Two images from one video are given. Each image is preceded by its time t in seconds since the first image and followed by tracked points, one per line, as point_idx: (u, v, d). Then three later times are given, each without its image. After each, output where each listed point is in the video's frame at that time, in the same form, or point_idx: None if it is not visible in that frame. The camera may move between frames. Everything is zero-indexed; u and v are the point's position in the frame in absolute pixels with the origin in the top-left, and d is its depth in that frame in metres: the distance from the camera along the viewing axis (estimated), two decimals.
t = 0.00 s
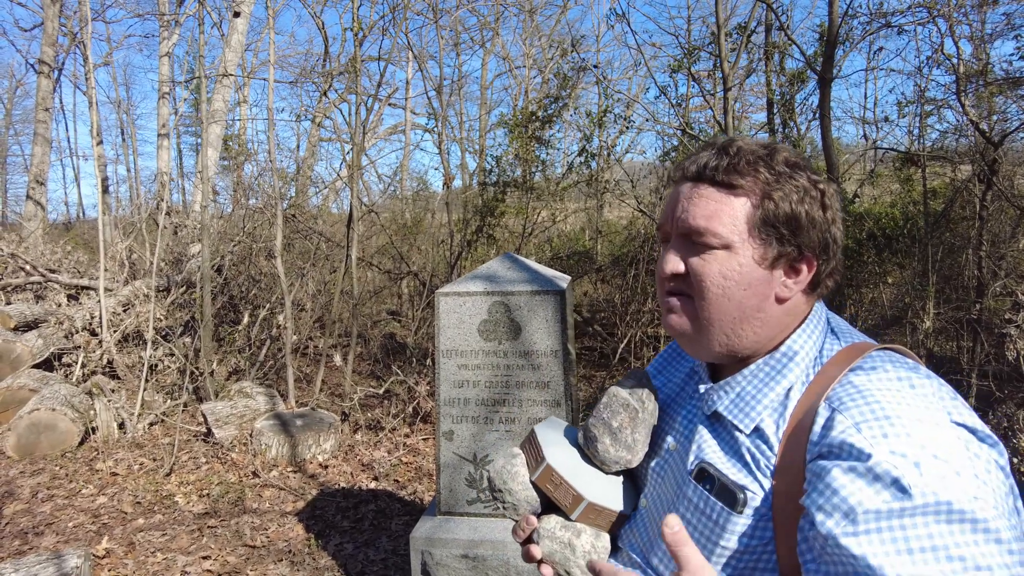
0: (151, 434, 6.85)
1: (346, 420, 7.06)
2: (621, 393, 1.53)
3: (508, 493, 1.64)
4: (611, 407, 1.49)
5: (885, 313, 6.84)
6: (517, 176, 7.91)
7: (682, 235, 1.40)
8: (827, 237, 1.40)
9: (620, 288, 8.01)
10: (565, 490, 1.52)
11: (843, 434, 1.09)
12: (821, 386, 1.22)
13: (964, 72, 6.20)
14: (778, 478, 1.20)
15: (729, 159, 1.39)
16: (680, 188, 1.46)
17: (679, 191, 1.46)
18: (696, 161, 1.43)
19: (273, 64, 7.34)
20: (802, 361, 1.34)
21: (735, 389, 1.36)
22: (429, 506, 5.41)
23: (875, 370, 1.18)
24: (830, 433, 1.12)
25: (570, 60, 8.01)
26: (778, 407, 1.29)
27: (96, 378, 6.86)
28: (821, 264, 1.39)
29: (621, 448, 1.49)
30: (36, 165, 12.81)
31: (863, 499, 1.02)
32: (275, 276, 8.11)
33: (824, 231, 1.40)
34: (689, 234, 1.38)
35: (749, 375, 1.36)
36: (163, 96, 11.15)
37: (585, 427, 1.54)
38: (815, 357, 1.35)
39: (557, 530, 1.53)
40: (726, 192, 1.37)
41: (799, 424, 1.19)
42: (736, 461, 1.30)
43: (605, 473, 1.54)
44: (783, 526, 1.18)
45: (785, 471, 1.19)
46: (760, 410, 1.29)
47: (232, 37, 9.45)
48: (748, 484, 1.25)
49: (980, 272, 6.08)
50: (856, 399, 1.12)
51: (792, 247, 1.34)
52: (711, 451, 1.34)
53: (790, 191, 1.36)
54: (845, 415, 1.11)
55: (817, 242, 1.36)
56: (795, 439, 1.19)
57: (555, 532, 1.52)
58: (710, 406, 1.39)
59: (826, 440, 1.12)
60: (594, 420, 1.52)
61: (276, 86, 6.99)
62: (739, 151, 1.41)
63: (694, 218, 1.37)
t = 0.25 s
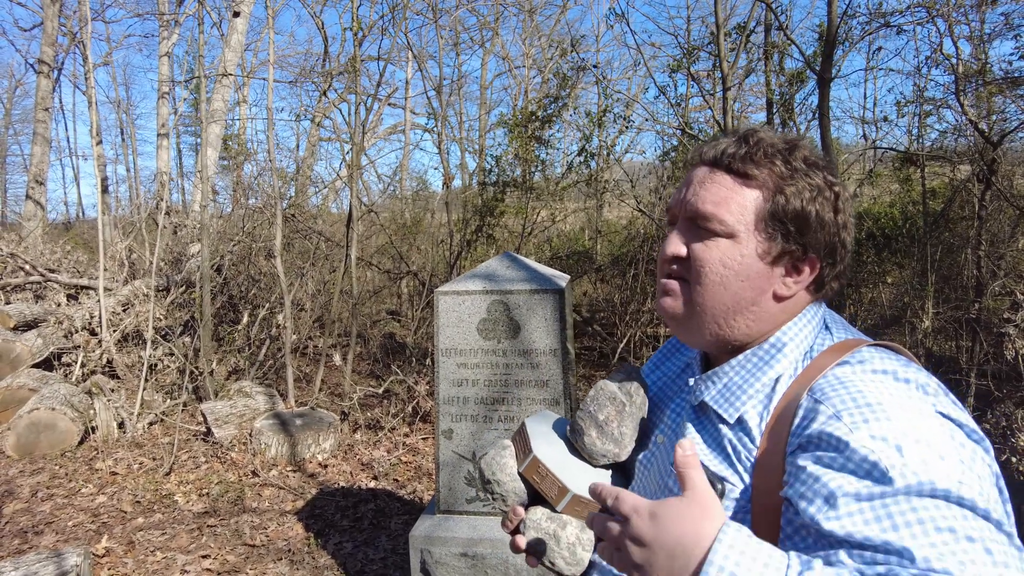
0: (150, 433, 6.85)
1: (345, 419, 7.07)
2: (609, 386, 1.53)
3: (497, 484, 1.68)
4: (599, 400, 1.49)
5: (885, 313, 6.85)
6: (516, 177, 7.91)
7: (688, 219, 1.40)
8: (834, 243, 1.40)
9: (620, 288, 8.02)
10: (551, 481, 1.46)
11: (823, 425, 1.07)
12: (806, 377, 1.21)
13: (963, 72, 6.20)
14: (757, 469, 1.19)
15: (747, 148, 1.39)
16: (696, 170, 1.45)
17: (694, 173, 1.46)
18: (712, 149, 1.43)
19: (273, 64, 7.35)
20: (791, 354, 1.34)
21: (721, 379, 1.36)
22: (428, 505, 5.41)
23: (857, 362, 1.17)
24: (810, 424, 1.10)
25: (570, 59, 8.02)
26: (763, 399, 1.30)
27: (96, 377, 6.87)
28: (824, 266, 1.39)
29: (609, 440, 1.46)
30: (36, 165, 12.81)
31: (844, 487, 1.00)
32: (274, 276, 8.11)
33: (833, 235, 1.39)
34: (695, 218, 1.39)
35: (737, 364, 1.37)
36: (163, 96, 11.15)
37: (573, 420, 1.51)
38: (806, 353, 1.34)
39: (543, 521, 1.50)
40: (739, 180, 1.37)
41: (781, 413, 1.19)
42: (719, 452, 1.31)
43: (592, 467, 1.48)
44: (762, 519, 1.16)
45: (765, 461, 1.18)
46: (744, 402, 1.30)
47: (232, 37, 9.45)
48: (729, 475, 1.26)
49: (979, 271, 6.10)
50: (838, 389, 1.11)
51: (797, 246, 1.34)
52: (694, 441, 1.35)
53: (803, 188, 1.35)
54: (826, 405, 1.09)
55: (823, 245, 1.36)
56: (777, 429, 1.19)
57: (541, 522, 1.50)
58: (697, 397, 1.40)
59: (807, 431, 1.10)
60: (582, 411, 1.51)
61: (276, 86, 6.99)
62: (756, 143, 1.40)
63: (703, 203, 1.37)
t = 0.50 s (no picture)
0: (150, 433, 6.84)
1: (345, 419, 7.07)
2: (606, 379, 1.47)
3: (495, 475, 1.63)
4: (595, 393, 1.43)
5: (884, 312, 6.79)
6: (516, 177, 7.91)
7: (682, 219, 1.40)
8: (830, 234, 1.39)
9: (619, 288, 8.03)
10: (548, 475, 1.42)
11: (816, 413, 1.06)
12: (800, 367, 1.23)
13: (963, 72, 6.21)
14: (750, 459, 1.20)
15: (737, 145, 1.38)
16: (687, 169, 1.45)
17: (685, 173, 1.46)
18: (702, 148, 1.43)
19: (273, 64, 7.35)
20: (786, 348, 1.35)
21: (719, 372, 1.40)
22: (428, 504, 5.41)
23: (846, 355, 1.17)
24: (803, 414, 1.09)
25: (570, 59, 8.03)
26: (757, 391, 1.32)
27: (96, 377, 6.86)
28: (821, 260, 1.38)
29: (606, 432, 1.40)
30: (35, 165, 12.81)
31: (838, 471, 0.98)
32: (274, 275, 8.11)
33: (829, 227, 1.39)
34: (688, 219, 1.38)
35: (734, 359, 1.39)
36: (163, 96, 11.15)
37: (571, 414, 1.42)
38: (802, 348, 1.35)
39: (539, 513, 1.46)
40: (729, 178, 1.36)
41: (774, 404, 1.19)
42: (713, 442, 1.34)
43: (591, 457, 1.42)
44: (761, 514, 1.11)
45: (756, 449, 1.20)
46: (738, 394, 1.33)
47: (232, 37, 9.46)
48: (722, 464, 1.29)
49: (979, 271, 6.11)
50: (830, 378, 1.10)
51: (791, 241, 1.33)
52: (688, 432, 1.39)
53: (795, 183, 1.34)
54: (818, 393, 1.09)
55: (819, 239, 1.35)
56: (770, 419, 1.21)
57: (536, 514, 1.47)
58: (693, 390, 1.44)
59: (800, 420, 1.09)
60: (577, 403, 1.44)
61: (276, 86, 6.99)
62: (747, 138, 1.39)
63: (694, 204, 1.36)
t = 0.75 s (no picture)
0: (151, 432, 6.85)
1: (346, 418, 7.08)
2: (605, 378, 1.51)
3: (496, 478, 1.59)
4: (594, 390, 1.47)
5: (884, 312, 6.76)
6: (517, 176, 7.91)
7: (675, 240, 1.40)
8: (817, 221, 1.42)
9: (620, 287, 8.04)
10: (551, 475, 1.47)
11: (823, 412, 1.07)
12: (806, 369, 1.21)
13: (963, 71, 6.22)
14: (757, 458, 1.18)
15: (709, 159, 1.39)
16: (663, 192, 1.45)
17: (661, 195, 1.46)
18: (676, 164, 1.43)
19: (273, 63, 7.36)
20: (790, 347, 1.32)
21: (722, 373, 1.37)
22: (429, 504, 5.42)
23: (854, 354, 1.18)
24: (810, 412, 1.10)
25: (570, 59, 8.03)
26: (762, 391, 1.29)
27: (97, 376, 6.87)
28: (813, 248, 1.41)
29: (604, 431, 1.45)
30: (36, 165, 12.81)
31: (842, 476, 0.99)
32: (275, 275, 8.11)
33: (812, 217, 1.41)
34: (683, 235, 1.39)
35: (738, 360, 1.36)
36: (163, 96, 11.16)
37: (573, 413, 1.47)
38: (806, 347, 1.33)
39: (542, 514, 1.49)
40: (712, 191, 1.37)
41: (781, 403, 1.19)
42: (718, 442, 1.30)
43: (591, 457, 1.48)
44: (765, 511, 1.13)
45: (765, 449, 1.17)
46: (744, 393, 1.30)
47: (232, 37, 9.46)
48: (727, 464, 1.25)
49: (979, 270, 6.12)
50: (838, 378, 1.11)
51: (784, 233, 1.36)
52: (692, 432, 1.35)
53: (774, 181, 1.37)
54: (826, 394, 1.10)
55: (809, 226, 1.38)
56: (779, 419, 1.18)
57: (540, 515, 1.49)
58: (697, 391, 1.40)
59: (807, 419, 1.11)
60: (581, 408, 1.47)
61: (277, 85, 7.00)
62: (716, 151, 1.41)
63: (687, 219, 1.37)
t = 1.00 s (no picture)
0: (152, 432, 6.86)
1: (347, 418, 7.08)
2: (614, 379, 1.55)
3: (506, 485, 1.64)
4: (605, 394, 1.51)
5: (885, 312, 6.76)
6: (518, 176, 7.89)
7: (688, 243, 1.39)
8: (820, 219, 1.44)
9: (620, 287, 8.04)
10: (562, 478, 1.51)
11: (847, 412, 1.10)
12: (823, 368, 1.23)
13: (965, 71, 6.22)
14: (783, 458, 1.20)
15: (717, 162, 1.39)
16: (671, 196, 1.44)
17: (669, 201, 1.45)
18: (681, 167, 1.44)
19: (274, 63, 7.36)
20: (804, 345, 1.34)
21: (737, 372, 1.36)
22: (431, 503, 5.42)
23: (872, 351, 1.20)
24: (834, 409, 1.13)
25: (571, 59, 8.03)
26: (780, 389, 1.30)
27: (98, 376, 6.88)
28: (819, 245, 1.42)
29: (616, 435, 1.49)
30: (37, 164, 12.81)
31: (866, 481, 1.02)
32: (276, 275, 8.11)
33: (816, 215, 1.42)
34: (695, 240, 1.38)
35: (753, 359, 1.36)
36: (164, 96, 11.17)
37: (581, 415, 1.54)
38: (817, 343, 1.35)
39: (556, 519, 1.52)
40: (724, 193, 1.37)
41: (805, 404, 1.20)
42: (740, 442, 1.30)
43: (600, 461, 1.53)
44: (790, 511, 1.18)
45: (790, 450, 1.19)
46: (764, 392, 1.30)
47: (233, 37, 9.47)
48: (752, 463, 1.25)
49: (980, 270, 6.13)
50: (859, 377, 1.14)
51: (795, 232, 1.37)
52: (712, 432, 1.35)
53: (782, 181, 1.38)
54: (849, 393, 1.12)
55: (815, 222, 1.40)
56: (803, 420, 1.19)
57: (553, 520, 1.52)
58: (711, 390, 1.39)
59: (829, 418, 1.13)
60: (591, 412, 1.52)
61: (278, 85, 7.00)
62: (723, 152, 1.41)
63: (700, 224, 1.37)
